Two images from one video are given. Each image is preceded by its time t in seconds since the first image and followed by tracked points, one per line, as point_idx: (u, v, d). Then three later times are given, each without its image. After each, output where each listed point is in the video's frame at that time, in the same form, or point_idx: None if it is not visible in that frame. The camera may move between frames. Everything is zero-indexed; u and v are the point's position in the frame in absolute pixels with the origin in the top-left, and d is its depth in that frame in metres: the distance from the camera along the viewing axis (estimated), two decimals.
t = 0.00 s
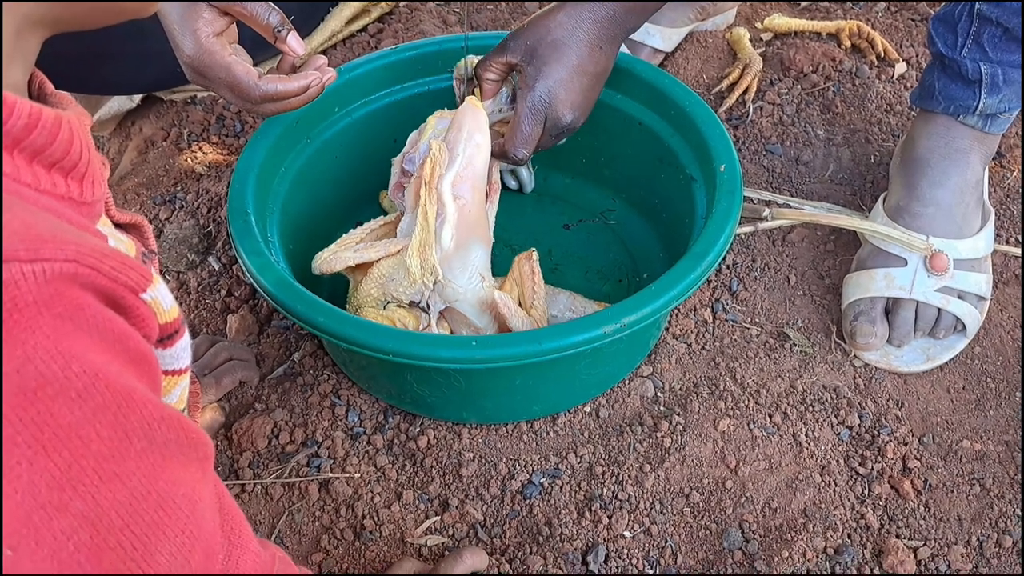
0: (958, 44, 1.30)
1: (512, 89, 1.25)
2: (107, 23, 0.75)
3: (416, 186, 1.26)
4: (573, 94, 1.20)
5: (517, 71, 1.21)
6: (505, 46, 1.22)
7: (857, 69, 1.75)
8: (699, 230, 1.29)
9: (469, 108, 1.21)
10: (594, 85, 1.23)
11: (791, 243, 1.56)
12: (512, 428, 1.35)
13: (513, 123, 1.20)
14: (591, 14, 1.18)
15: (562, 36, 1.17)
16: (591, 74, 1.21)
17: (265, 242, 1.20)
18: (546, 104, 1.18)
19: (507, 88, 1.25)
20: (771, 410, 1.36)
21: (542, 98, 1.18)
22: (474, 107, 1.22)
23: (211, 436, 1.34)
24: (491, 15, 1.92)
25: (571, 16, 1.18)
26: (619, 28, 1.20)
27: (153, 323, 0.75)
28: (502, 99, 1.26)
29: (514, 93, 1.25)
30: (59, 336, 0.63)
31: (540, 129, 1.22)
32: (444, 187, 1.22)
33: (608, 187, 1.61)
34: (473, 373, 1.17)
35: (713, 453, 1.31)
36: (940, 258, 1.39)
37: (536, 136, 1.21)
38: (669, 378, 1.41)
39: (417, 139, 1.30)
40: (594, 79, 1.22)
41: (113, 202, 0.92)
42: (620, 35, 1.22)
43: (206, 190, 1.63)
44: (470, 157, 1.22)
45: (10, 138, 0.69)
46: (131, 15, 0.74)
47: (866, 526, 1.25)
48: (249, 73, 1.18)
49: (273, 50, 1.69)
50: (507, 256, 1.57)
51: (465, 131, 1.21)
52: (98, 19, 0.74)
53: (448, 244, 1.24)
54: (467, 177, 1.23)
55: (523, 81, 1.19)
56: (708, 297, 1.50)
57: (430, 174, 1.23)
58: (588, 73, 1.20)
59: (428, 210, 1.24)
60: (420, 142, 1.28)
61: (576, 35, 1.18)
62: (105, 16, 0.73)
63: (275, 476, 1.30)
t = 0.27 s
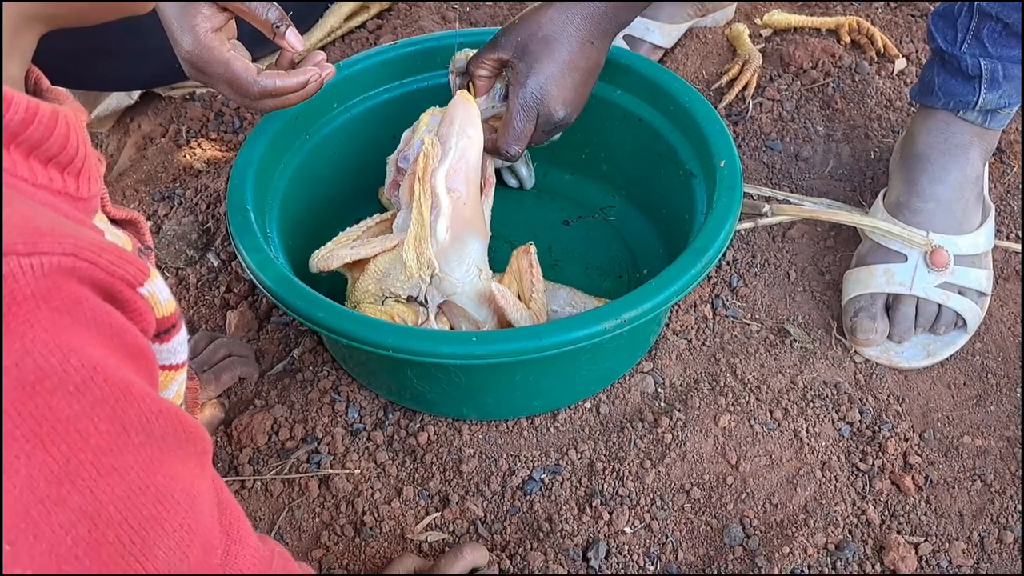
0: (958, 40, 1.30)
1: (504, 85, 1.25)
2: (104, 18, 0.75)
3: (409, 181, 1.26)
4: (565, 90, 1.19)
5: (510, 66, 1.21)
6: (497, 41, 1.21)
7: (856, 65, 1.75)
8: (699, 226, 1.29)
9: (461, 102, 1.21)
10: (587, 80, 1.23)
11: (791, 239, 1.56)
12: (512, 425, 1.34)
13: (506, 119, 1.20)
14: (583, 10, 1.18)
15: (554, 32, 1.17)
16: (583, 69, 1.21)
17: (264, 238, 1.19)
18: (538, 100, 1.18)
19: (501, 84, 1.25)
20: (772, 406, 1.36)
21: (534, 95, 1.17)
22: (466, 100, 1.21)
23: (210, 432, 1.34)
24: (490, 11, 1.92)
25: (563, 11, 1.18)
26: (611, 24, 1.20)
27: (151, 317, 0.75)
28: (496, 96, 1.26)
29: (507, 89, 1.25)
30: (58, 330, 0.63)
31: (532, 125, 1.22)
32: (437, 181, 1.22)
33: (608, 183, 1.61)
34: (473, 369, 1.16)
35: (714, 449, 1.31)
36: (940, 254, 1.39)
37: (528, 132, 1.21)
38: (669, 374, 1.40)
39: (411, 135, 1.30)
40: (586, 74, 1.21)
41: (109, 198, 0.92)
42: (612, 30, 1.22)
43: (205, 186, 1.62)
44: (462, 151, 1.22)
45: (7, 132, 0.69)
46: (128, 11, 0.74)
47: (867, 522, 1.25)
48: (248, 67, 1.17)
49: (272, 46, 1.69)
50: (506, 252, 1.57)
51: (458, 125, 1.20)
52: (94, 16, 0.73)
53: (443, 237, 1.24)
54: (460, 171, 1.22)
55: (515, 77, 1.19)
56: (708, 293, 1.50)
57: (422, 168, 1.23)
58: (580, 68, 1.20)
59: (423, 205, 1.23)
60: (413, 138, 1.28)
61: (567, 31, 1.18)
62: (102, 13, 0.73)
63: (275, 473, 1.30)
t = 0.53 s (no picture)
0: (953, 42, 1.30)
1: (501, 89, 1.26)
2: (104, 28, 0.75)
3: (406, 185, 1.27)
4: (560, 95, 1.20)
5: (505, 72, 1.22)
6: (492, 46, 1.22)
7: (854, 67, 1.76)
8: (697, 228, 1.30)
9: (454, 105, 1.23)
10: (583, 83, 1.24)
11: (789, 241, 1.56)
12: (511, 427, 1.35)
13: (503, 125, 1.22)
14: (576, 14, 1.17)
15: (547, 37, 1.17)
16: (579, 73, 1.21)
17: (265, 242, 1.20)
18: (534, 107, 1.19)
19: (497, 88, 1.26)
20: (770, 408, 1.37)
21: (529, 102, 1.19)
22: (459, 103, 1.23)
23: (211, 435, 1.35)
24: (489, 13, 1.93)
25: (556, 16, 1.17)
26: (605, 26, 1.19)
27: (152, 326, 0.76)
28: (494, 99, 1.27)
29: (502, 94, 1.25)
30: (62, 339, 0.64)
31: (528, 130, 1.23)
32: (432, 184, 1.23)
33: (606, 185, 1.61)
34: (472, 372, 1.17)
35: (712, 451, 1.32)
36: (937, 256, 1.39)
37: (525, 137, 1.22)
38: (667, 376, 1.41)
39: (406, 140, 1.31)
40: (582, 77, 1.22)
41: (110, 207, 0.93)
42: (608, 31, 1.21)
43: (206, 190, 1.63)
44: (457, 152, 1.23)
45: (9, 143, 0.70)
46: (127, 21, 0.74)
47: (864, 523, 1.26)
48: (247, 73, 1.18)
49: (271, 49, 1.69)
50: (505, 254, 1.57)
51: (452, 127, 1.22)
52: (95, 26, 0.74)
53: (440, 240, 1.25)
54: (455, 173, 1.25)
55: (510, 84, 1.20)
56: (706, 295, 1.51)
57: (418, 170, 1.25)
58: (575, 72, 1.20)
59: (419, 208, 1.25)
60: (408, 143, 1.29)
61: (561, 37, 1.17)
62: (102, 22, 0.73)
63: (276, 475, 1.31)
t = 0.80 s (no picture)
0: (949, 48, 1.32)
1: (504, 101, 1.29)
2: (112, 43, 0.77)
3: (407, 192, 1.28)
4: (564, 109, 1.24)
5: (508, 87, 1.25)
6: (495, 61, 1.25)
7: (853, 70, 1.77)
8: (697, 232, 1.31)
9: (452, 112, 1.25)
10: (585, 93, 1.27)
11: (789, 243, 1.58)
12: (513, 429, 1.37)
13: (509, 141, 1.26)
14: (578, 31, 1.20)
15: (551, 55, 1.20)
16: (582, 86, 1.25)
17: (271, 247, 1.22)
18: (539, 123, 1.23)
19: (501, 100, 1.29)
20: (769, 410, 1.38)
21: (534, 119, 1.23)
22: (458, 110, 1.26)
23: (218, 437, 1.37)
24: (491, 17, 1.94)
25: (558, 33, 1.20)
26: (605, 38, 1.22)
27: (164, 332, 0.78)
28: (497, 111, 1.30)
29: (507, 106, 1.29)
30: (80, 346, 0.65)
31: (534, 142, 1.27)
32: (431, 188, 1.24)
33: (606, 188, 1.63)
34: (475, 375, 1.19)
35: (712, 452, 1.34)
36: (934, 258, 1.41)
37: (530, 151, 1.27)
38: (668, 378, 1.43)
39: (410, 150, 1.33)
40: (584, 90, 1.25)
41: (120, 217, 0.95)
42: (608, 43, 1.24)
43: (212, 194, 1.65)
44: (455, 158, 1.25)
45: (24, 156, 0.72)
46: (134, 35, 0.76)
47: (862, 523, 1.28)
48: (251, 81, 1.20)
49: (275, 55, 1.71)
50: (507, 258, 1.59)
51: (450, 132, 1.24)
52: (104, 41, 0.76)
53: (438, 242, 1.26)
54: (453, 177, 1.25)
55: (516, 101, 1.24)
56: (706, 297, 1.52)
57: (417, 176, 1.25)
58: (578, 86, 1.24)
59: (417, 210, 1.25)
60: (412, 154, 1.32)
61: (563, 54, 1.20)
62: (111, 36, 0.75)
63: (282, 477, 1.33)
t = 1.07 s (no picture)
0: (944, 47, 1.32)
1: (506, 103, 1.29)
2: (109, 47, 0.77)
3: (402, 193, 1.29)
4: (564, 111, 1.24)
5: (509, 87, 1.25)
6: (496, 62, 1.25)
7: (850, 68, 1.77)
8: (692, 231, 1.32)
9: (444, 112, 1.26)
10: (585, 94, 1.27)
11: (785, 242, 1.58)
12: (509, 428, 1.38)
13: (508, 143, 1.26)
14: (578, 32, 1.20)
15: (551, 57, 1.20)
16: (582, 87, 1.25)
17: (269, 247, 1.22)
18: (539, 125, 1.24)
19: (503, 101, 1.29)
20: (764, 408, 1.39)
21: (535, 120, 1.23)
22: (450, 109, 1.26)
23: (216, 437, 1.37)
24: (488, 16, 1.95)
25: (559, 35, 1.20)
26: (606, 40, 1.22)
27: (161, 333, 0.78)
28: (500, 112, 1.30)
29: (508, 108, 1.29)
30: (77, 347, 0.66)
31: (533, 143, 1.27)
32: (422, 188, 1.25)
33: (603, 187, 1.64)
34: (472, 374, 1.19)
35: (707, 450, 1.34)
36: (929, 257, 1.41)
37: (530, 152, 1.27)
38: (664, 377, 1.43)
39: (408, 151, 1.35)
40: (585, 91, 1.25)
41: (116, 218, 0.96)
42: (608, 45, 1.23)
43: (210, 194, 1.66)
44: (447, 158, 1.25)
45: (22, 159, 0.72)
46: (131, 38, 0.76)
47: (857, 520, 1.28)
48: (248, 82, 1.20)
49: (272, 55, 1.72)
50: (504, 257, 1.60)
51: (440, 132, 1.25)
52: (99, 45, 0.76)
53: (429, 242, 1.25)
54: (445, 176, 1.25)
55: (516, 103, 1.24)
56: (702, 296, 1.53)
57: (411, 176, 1.27)
58: (578, 87, 1.24)
59: (411, 211, 1.26)
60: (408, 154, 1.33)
61: (563, 55, 1.21)
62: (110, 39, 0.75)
63: (279, 476, 1.33)
